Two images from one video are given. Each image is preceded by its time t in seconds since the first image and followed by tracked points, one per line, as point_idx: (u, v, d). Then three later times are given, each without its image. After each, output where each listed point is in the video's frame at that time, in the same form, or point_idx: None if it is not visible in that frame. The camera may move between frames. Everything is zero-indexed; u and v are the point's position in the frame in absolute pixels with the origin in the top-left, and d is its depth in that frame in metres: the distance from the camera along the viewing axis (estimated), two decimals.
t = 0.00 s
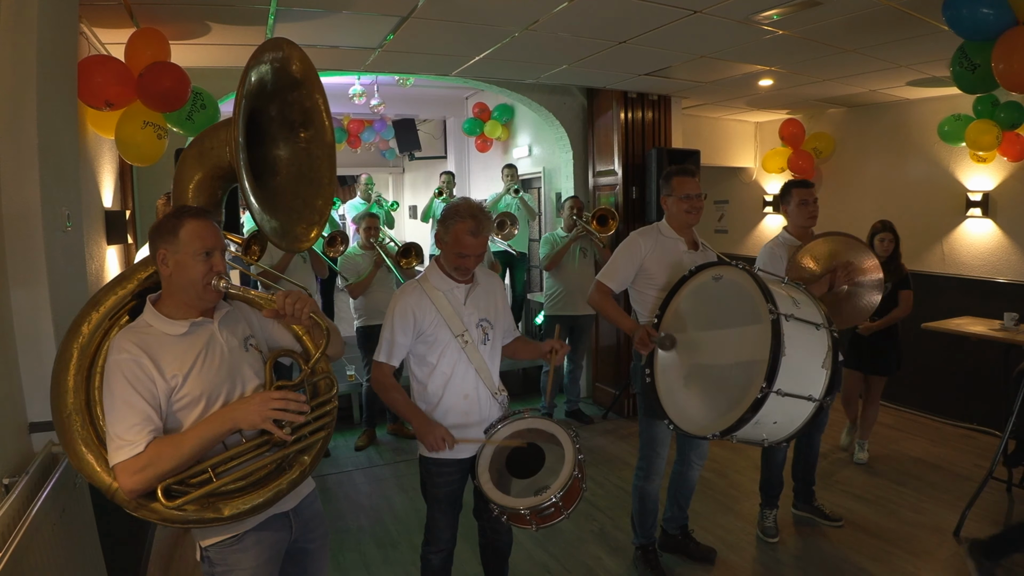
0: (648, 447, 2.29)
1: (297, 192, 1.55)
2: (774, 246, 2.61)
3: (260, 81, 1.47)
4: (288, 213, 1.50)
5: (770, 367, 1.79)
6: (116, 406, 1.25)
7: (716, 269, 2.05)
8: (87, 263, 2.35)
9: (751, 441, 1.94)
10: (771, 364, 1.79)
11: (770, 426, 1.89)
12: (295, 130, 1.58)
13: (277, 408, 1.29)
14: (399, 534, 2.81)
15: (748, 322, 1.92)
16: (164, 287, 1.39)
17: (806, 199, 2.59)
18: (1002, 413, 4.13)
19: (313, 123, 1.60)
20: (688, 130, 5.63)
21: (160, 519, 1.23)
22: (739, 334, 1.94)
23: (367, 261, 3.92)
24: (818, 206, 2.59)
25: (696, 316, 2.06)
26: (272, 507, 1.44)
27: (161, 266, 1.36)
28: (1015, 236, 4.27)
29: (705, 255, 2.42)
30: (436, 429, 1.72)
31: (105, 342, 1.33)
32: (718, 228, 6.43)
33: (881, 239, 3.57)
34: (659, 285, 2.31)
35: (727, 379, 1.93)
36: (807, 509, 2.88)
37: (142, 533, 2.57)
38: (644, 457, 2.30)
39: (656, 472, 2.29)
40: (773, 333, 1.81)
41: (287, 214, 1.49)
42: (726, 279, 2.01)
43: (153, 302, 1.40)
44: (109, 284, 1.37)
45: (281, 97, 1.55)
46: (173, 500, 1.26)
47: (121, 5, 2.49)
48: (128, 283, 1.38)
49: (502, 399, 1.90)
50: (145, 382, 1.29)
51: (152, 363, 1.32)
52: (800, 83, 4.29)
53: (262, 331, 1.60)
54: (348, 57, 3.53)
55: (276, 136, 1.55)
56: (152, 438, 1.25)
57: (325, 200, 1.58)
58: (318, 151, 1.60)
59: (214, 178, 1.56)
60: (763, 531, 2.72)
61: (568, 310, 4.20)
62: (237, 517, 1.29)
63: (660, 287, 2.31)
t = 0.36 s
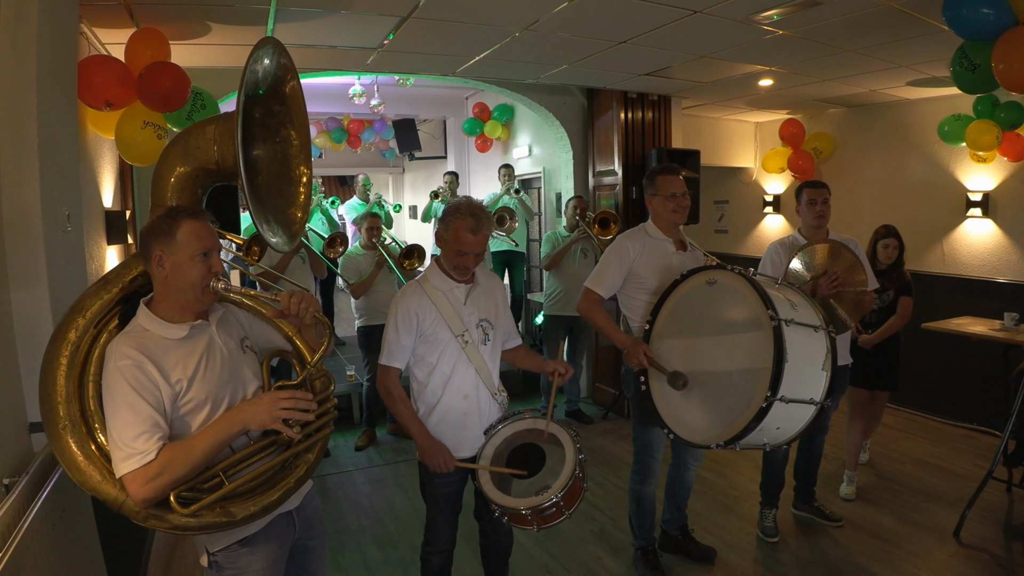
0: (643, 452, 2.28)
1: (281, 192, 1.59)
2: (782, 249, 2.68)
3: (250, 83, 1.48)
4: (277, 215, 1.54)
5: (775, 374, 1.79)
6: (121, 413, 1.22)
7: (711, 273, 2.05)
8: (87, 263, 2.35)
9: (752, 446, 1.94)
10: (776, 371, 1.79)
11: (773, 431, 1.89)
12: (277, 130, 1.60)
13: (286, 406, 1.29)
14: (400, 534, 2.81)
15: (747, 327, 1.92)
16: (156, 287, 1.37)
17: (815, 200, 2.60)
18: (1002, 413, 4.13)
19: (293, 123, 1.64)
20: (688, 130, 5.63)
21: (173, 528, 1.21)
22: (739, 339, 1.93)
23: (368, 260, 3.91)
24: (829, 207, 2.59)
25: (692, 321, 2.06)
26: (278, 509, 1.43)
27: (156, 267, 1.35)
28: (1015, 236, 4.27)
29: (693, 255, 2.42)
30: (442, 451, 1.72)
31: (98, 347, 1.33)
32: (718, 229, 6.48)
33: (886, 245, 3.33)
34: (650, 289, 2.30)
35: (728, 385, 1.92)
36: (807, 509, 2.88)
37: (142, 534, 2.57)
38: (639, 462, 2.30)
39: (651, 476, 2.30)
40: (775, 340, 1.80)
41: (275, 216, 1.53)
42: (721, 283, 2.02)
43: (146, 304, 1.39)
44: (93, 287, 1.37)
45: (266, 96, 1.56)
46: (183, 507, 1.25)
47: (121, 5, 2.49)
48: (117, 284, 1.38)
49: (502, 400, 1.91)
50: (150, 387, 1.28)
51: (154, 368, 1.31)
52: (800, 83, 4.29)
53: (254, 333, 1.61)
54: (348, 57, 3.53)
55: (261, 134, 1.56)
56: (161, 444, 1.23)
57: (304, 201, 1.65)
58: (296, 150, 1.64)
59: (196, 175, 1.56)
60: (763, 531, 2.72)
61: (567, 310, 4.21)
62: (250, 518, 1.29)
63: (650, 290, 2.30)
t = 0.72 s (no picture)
0: (640, 455, 2.28)
1: (275, 190, 1.59)
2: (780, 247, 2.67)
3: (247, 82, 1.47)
4: (272, 213, 1.55)
5: (783, 380, 1.80)
6: (116, 409, 1.22)
7: (709, 277, 2.05)
8: (87, 263, 2.35)
9: (757, 449, 1.93)
10: (783, 376, 1.80)
11: (779, 434, 1.90)
12: (272, 126, 1.60)
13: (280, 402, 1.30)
14: (400, 534, 2.82)
15: (750, 332, 1.92)
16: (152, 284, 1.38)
17: (814, 200, 2.61)
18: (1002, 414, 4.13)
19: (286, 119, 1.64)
20: (688, 130, 5.63)
21: (169, 526, 1.21)
22: (743, 342, 1.94)
23: (369, 260, 3.95)
24: (828, 207, 2.61)
25: (691, 324, 2.05)
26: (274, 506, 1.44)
27: (151, 264, 1.35)
28: (1015, 236, 4.27)
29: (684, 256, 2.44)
30: (443, 435, 1.73)
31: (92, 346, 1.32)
32: (718, 229, 6.49)
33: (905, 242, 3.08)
34: (645, 292, 2.29)
35: (733, 390, 1.93)
36: (807, 509, 2.89)
37: (142, 533, 2.57)
38: (636, 465, 2.30)
39: (649, 478, 2.29)
40: (781, 344, 1.81)
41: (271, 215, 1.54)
42: (720, 286, 2.02)
43: (141, 300, 1.39)
44: (88, 282, 1.35)
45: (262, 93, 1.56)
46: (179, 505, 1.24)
47: (121, 5, 2.49)
48: (112, 279, 1.37)
49: (503, 400, 1.91)
50: (145, 383, 1.28)
51: (150, 364, 1.31)
52: (800, 83, 4.29)
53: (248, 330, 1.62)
54: (348, 57, 3.53)
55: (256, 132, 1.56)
56: (157, 441, 1.23)
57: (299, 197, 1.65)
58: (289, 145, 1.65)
59: (190, 171, 1.56)
60: (763, 531, 2.72)
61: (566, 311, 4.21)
62: (245, 515, 1.29)
63: (645, 292, 2.29)
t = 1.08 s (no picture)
0: (642, 457, 2.28)
1: (280, 188, 1.58)
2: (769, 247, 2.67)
3: (250, 78, 1.48)
4: (271, 210, 1.54)
5: (799, 375, 1.80)
6: (108, 407, 1.23)
7: (713, 277, 2.06)
8: (87, 263, 2.35)
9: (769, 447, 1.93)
10: (800, 371, 1.80)
11: (792, 430, 1.90)
12: (281, 127, 1.60)
13: (271, 404, 1.29)
14: (400, 534, 2.81)
15: (762, 330, 1.93)
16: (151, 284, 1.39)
17: (805, 206, 2.62)
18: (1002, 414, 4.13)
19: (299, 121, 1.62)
20: (688, 130, 5.63)
21: (156, 522, 1.22)
22: (754, 340, 1.94)
23: (369, 261, 3.96)
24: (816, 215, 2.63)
25: (699, 324, 2.06)
26: (265, 508, 1.43)
27: (149, 264, 1.36)
28: (1015, 236, 4.27)
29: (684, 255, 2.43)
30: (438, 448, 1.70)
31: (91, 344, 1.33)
32: (718, 229, 6.49)
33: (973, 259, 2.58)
34: (648, 291, 2.29)
35: (747, 388, 1.93)
36: (807, 509, 2.89)
37: (142, 533, 2.56)
38: (637, 466, 2.30)
39: (650, 479, 2.29)
40: (796, 340, 1.82)
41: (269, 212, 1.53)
42: (726, 285, 2.02)
43: (140, 299, 1.39)
44: (92, 281, 1.37)
45: (268, 92, 1.55)
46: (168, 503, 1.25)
47: (121, 5, 2.49)
48: (114, 278, 1.38)
49: (504, 401, 1.91)
50: (137, 382, 1.28)
51: (143, 362, 1.31)
52: (800, 83, 4.29)
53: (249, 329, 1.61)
54: (348, 57, 3.53)
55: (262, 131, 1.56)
56: (147, 439, 1.24)
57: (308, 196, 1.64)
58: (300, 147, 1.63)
59: (196, 172, 1.56)
60: (763, 531, 2.72)
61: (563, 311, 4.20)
62: (234, 517, 1.28)
63: (646, 290, 2.29)
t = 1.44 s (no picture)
0: (644, 457, 2.28)
1: (289, 192, 1.59)
2: (763, 247, 2.66)
3: (257, 80, 1.48)
4: (279, 213, 1.54)
5: (811, 368, 1.84)
6: (101, 406, 1.25)
7: (720, 274, 2.06)
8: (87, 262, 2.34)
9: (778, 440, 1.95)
10: (812, 364, 1.84)
11: (801, 422, 1.93)
12: (291, 129, 1.60)
13: (262, 410, 1.29)
14: (400, 534, 2.81)
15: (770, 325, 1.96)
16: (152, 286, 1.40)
17: (799, 210, 2.62)
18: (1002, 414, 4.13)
19: (309, 123, 1.62)
20: (688, 130, 5.63)
21: (145, 521, 1.24)
22: (761, 335, 1.97)
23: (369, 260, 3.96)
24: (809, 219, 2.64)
25: (704, 320, 2.06)
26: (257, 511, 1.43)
27: (149, 264, 1.37)
28: (1015, 236, 4.27)
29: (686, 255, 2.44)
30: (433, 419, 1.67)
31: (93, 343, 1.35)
32: (718, 228, 6.48)
33: None
34: (652, 290, 2.28)
35: (756, 383, 1.95)
36: (807, 509, 2.88)
37: (142, 533, 2.56)
38: (638, 466, 2.30)
39: (652, 479, 2.29)
40: (808, 334, 1.86)
41: (277, 214, 1.53)
42: (732, 283, 2.02)
43: (141, 301, 1.40)
44: (99, 281, 1.38)
45: (276, 94, 1.56)
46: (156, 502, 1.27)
47: (121, 5, 2.49)
48: (118, 279, 1.39)
49: (506, 400, 1.91)
50: (131, 383, 1.29)
51: (138, 363, 1.32)
52: (800, 83, 4.29)
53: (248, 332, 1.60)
54: (348, 57, 3.53)
55: (270, 134, 1.57)
56: (137, 439, 1.26)
57: (316, 200, 1.63)
58: (310, 151, 1.64)
59: (203, 176, 1.57)
60: (763, 531, 2.72)
61: (563, 312, 4.20)
62: (221, 519, 1.29)
63: (650, 288, 2.28)
